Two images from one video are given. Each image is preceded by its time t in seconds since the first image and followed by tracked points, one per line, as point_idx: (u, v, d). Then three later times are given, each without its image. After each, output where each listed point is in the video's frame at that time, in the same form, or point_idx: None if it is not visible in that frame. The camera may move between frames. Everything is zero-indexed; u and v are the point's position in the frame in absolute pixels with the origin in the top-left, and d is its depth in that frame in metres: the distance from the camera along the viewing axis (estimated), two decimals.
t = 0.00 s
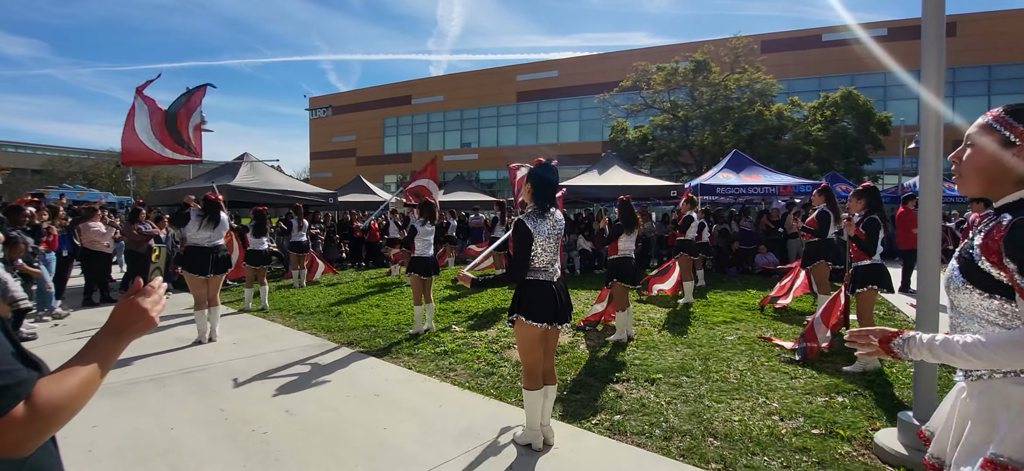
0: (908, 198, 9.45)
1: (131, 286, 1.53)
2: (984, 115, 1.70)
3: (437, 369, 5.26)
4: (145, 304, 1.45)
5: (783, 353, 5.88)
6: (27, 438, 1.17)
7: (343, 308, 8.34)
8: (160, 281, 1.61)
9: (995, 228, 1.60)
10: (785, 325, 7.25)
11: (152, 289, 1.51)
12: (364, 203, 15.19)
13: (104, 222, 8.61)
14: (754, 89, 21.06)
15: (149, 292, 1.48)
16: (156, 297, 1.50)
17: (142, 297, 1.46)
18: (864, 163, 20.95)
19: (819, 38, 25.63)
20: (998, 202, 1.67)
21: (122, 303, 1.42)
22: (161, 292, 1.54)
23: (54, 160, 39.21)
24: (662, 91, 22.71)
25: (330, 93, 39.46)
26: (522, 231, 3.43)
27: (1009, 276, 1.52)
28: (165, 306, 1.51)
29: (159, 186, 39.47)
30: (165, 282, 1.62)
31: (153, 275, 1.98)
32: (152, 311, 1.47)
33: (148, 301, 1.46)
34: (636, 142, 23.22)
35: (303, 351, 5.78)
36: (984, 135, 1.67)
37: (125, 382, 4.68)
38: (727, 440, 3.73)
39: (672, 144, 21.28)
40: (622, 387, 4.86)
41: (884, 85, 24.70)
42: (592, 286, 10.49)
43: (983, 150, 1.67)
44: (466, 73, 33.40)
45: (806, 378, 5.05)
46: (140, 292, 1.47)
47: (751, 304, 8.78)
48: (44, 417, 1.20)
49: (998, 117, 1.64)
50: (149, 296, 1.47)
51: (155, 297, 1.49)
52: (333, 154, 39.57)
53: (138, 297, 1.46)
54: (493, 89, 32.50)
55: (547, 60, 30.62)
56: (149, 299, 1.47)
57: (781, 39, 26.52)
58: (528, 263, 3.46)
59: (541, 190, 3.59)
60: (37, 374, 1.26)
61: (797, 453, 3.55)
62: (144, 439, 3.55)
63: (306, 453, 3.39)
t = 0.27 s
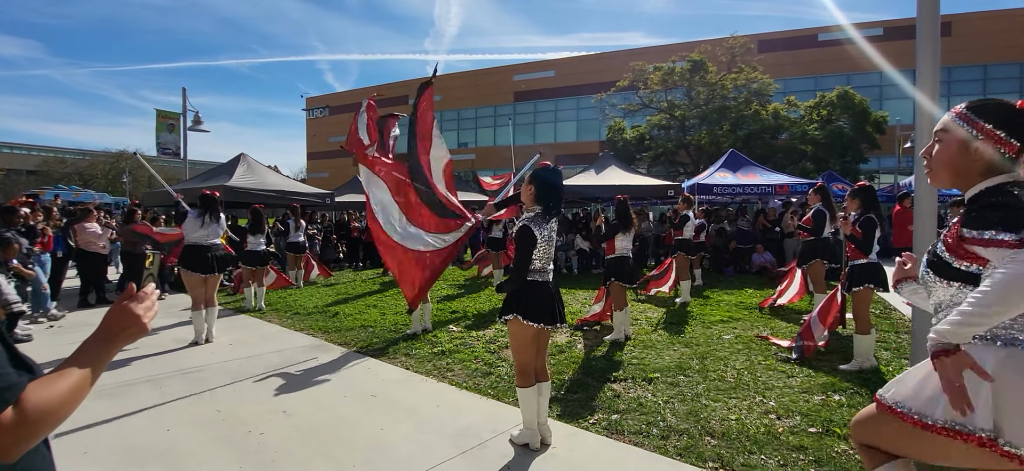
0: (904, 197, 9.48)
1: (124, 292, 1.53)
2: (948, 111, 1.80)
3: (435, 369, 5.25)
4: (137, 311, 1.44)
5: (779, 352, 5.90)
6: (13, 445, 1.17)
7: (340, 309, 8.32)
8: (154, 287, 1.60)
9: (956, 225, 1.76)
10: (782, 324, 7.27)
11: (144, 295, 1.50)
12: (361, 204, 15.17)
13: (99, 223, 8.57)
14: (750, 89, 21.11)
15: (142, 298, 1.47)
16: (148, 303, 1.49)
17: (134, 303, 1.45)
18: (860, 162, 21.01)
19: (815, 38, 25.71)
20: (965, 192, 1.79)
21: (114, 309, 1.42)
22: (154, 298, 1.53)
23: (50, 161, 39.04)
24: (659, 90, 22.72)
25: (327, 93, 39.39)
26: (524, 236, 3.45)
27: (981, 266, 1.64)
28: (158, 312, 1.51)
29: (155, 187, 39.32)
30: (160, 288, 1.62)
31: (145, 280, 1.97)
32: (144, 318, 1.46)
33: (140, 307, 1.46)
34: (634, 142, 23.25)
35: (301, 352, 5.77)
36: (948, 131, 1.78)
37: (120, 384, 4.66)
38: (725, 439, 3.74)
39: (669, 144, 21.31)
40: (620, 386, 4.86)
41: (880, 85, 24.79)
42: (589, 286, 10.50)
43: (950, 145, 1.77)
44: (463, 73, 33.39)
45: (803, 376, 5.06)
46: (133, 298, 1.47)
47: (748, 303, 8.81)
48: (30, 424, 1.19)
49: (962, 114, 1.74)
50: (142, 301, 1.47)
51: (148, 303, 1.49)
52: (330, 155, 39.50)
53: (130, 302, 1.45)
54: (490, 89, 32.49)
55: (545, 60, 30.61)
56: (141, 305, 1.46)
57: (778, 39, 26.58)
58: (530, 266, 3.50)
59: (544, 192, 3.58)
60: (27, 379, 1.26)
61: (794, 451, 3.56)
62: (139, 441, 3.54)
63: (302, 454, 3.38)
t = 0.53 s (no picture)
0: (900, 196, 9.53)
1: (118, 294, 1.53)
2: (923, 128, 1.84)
3: (433, 369, 5.25)
4: (130, 313, 1.44)
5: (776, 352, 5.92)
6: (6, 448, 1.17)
7: (336, 310, 8.30)
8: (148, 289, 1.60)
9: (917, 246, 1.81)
10: (778, 323, 7.30)
11: (138, 297, 1.50)
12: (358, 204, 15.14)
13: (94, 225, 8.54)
14: (747, 89, 21.17)
15: (136, 300, 1.47)
16: (142, 306, 1.49)
17: (128, 305, 1.45)
18: (857, 162, 21.07)
19: (811, 39, 25.81)
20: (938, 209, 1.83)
21: (108, 311, 1.42)
22: (148, 300, 1.53)
23: (45, 162, 38.85)
24: (656, 91, 22.74)
25: (324, 94, 39.31)
26: (519, 233, 3.42)
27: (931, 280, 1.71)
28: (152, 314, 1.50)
29: (151, 188, 39.16)
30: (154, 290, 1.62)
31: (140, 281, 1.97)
32: (138, 320, 1.45)
33: (133, 310, 1.45)
34: (631, 142, 23.29)
35: (298, 353, 5.77)
36: (922, 148, 1.83)
37: (116, 386, 4.64)
38: (722, 438, 3.75)
39: (666, 144, 21.35)
40: (617, 387, 4.86)
41: (876, 85, 24.90)
42: (586, 286, 10.52)
43: (924, 163, 1.82)
44: (460, 73, 33.41)
45: (799, 376, 5.08)
46: (127, 300, 1.47)
47: (745, 302, 8.83)
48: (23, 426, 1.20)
49: (935, 134, 1.78)
50: (135, 304, 1.47)
51: (142, 305, 1.49)
52: (327, 156, 39.43)
53: (124, 305, 1.45)
54: (487, 89, 32.51)
55: (542, 60, 30.64)
56: (134, 307, 1.46)
57: (774, 39, 26.68)
58: (525, 264, 3.48)
59: (539, 192, 3.61)
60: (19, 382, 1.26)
61: (791, 450, 3.57)
62: (135, 443, 3.53)
63: (299, 456, 3.38)
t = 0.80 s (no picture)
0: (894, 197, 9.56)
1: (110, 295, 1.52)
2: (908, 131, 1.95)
3: (429, 371, 5.24)
4: (122, 316, 1.43)
5: (771, 352, 5.93)
6: None
7: (332, 311, 8.28)
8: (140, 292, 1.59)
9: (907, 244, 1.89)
10: (773, 324, 7.32)
11: (130, 299, 1.49)
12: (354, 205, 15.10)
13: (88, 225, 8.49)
14: (742, 90, 21.23)
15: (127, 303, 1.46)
16: (134, 307, 1.48)
17: (120, 307, 1.44)
18: (851, 163, 21.15)
19: (806, 40, 25.95)
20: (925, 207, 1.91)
21: (99, 314, 1.41)
22: (139, 303, 1.52)
23: (38, 163, 38.59)
24: (651, 92, 22.76)
25: (320, 94, 39.20)
26: (514, 234, 3.42)
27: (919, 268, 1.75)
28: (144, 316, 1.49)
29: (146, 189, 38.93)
30: (145, 292, 1.61)
31: (133, 284, 1.94)
32: (130, 322, 1.44)
33: (125, 312, 1.45)
34: (627, 143, 23.34)
35: (294, 355, 5.74)
36: (907, 148, 1.92)
37: (111, 388, 4.61)
38: (717, 439, 3.76)
39: (662, 145, 21.39)
40: (613, 387, 4.87)
41: (870, 86, 25.04)
42: (582, 287, 10.53)
43: (909, 163, 1.91)
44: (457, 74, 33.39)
45: (794, 376, 5.10)
46: (119, 302, 1.46)
47: (741, 303, 8.85)
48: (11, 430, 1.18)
49: (919, 134, 1.89)
50: (127, 307, 1.46)
51: (133, 307, 1.48)
52: (323, 156, 39.32)
53: (116, 308, 1.44)
54: (484, 90, 32.49)
55: (538, 61, 30.66)
56: (127, 310, 1.45)
57: (769, 41, 26.81)
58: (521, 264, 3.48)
59: (530, 193, 3.61)
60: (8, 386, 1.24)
61: (786, 450, 3.58)
62: (129, 445, 3.50)
63: (294, 458, 3.36)
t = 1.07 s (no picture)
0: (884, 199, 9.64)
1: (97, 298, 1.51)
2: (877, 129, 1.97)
3: (422, 373, 5.23)
4: (110, 318, 1.42)
5: (763, 353, 5.96)
6: None
7: (325, 314, 8.24)
8: (129, 294, 1.58)
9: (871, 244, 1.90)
10: (765, 325, 7.37)
11: (118, 301, 1.48)
12: (347, 206, 15.06)
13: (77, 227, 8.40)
14: (735, 93, 21.37)
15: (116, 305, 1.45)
16: (122, 310, 1.46)
17: (107, 310, 1.43)
18: (842, 166, 21.35)
19: (797, 44, 26.16)
20: (892, 201, 1.92)
21: (86, 316, 1.40)
22: (127, 305, 1.50)
23: (27, 163, 38.17)
24: (645, 94, 22.83)
25: (313, 95, 39.06)
26: (509, 234, 3.44)
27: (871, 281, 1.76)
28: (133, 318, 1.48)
29: (137, 190, 38.60)
30: (133, 294, 1.59)
31: (121, 286, 1.93)
32: (118, 325, 1.43)
33: (113, 315, 1.44)
34: (621, 145, 23.43)
35: (285, 357, 5.71)
36: (876, 145, 1.93)
37: (100, 391, 4.57)
38: (710, 440, 3.77)
39: (656, 147, 21.49)
40: (606, 389, 4.88)
41: (861, 90, 25.27)
42: (576, 289, 10.54)
43: (877, 159, 1.92)
44: (451, 75, 33.36)
45: (785, 377, 5.13)
46: (106, 305, 1.45)
47: (733, 305, 8.90)
48: None
49: (888, 131, 1.90)
50: (115, 309, 1.45)
51: (121, 310, 1.47)
52: (316, 158, 39.18)
53: (103, 310, 1.43)
54: (478, 91, 32.48)
55: (532, 63, 30.72)
56: (115, 312, 1.44)
57: (762, 44, 26.99)
58: (514, 266, 3.48)
59: (522, 195, 3.61)
60: None
61: (777, 452, 3.61)
62: (118, 449, 3.48)
63: (286, 461, 3.35)
